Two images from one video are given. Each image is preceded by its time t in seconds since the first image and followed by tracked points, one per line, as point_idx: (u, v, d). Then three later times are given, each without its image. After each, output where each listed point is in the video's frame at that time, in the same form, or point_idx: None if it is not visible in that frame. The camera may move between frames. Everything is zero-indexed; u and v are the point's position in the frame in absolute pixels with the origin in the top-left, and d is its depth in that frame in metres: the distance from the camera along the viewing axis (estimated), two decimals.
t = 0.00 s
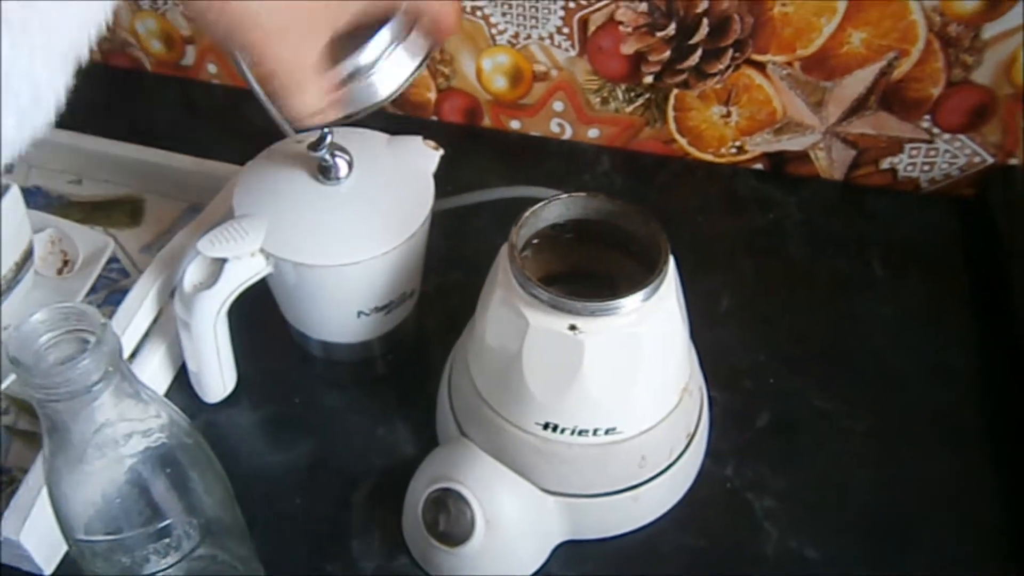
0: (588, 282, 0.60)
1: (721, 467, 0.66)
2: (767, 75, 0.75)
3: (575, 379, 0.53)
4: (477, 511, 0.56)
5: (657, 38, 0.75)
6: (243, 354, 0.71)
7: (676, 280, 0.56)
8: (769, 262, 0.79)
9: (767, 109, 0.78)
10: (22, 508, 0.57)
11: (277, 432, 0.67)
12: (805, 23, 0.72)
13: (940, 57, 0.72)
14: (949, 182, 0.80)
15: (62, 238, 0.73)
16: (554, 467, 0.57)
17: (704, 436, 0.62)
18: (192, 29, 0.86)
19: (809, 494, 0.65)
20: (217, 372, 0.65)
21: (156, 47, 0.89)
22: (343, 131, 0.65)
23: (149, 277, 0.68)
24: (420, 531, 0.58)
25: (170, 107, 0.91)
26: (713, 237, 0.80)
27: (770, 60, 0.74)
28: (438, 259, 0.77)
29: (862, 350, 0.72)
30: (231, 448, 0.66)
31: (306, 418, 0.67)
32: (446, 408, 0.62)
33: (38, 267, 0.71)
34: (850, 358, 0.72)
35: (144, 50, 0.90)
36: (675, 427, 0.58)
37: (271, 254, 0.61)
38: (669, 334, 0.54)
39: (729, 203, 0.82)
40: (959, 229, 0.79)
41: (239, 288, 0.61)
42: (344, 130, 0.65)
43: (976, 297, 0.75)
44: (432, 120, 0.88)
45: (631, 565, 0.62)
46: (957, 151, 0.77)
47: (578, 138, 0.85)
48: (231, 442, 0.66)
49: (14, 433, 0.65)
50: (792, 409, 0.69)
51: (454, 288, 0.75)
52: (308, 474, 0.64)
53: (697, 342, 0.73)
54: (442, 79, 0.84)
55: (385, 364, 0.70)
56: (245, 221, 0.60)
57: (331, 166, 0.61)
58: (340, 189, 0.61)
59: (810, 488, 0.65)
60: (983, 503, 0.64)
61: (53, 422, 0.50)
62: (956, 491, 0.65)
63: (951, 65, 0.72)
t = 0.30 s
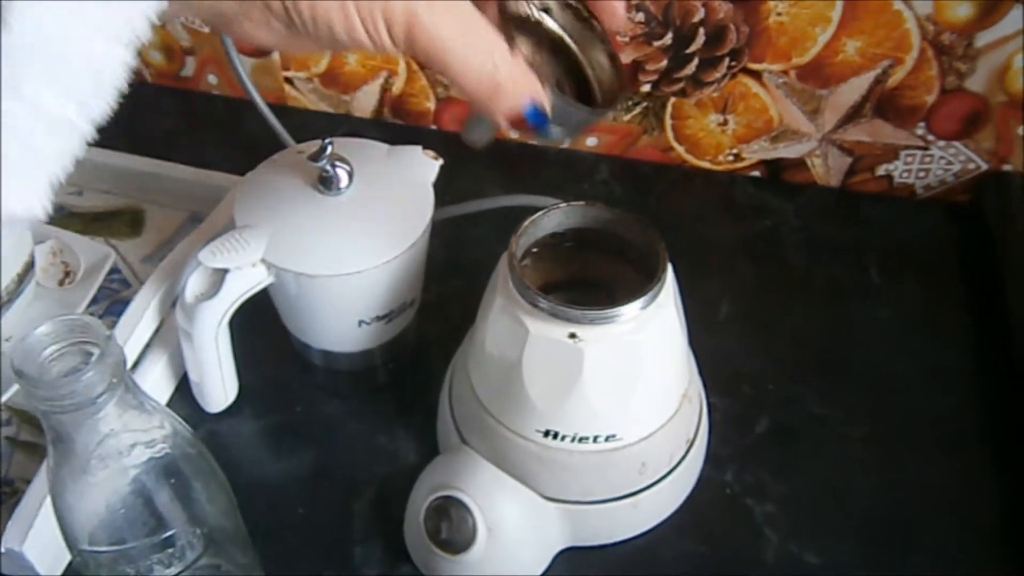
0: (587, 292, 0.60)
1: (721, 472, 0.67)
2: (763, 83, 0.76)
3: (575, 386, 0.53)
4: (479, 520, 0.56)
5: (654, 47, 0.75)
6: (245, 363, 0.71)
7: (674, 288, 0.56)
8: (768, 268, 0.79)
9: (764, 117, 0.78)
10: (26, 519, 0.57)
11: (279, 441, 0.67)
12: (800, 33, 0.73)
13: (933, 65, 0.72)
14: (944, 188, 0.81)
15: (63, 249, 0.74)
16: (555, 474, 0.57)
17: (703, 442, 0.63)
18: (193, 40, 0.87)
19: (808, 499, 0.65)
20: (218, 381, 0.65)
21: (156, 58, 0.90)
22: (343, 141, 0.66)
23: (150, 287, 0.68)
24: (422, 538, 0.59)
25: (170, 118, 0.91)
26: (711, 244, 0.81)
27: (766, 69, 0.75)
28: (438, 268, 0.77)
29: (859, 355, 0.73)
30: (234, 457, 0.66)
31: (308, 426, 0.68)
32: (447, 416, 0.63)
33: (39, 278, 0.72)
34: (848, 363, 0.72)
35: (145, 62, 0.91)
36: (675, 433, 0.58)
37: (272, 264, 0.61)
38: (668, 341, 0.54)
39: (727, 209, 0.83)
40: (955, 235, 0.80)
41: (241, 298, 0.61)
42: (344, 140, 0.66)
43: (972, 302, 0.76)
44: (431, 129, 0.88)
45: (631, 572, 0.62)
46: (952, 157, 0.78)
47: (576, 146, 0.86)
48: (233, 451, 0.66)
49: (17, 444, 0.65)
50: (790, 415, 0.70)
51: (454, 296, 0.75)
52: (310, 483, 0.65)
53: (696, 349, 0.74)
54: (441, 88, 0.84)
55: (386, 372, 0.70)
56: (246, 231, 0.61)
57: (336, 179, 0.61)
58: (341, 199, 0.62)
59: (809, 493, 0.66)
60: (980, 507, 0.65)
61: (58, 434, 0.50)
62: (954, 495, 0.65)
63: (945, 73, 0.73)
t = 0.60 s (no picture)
0: (580, 283, 0.60)
1: (713, 464, 0.67)
2: (752, 77, 0.76)
3: (567, 379, 0.53)
4: (473, 514, 0.56)
5: (642, 42, 0.75)
6: (236, 361, 0.71)
7: (665, 280, 0.57)
8: (758, 261, 0.79)
9: (752, 110, 0.78)
10: (18, 519, 0.57)
11: (271, 438, 0.67)
12: (788, 26, 0.73)
13: (921, 57, 0.73)
14: (933, 179, 0.81)
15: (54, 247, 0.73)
16: (548, 468, 0.57)
17: (695, 434, 0.63)
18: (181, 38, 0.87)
19: (799, 490, 0.66)
20: (210, 379, 0.65)
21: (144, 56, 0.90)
22: (334, 138, 0.65)
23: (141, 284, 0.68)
24: (415, 533, 0.59)
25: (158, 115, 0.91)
26: (701, 237, 0.81)
27: (754, 62, 0.75)
28: (428, 264, 0.77)
29: (850, 347, 0.73)
30: (226, 455, 0.66)
31: (300, 423, 0.68)
32: (439, 411, 0.63)
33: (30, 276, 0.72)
34: (838, 355, 0.73)
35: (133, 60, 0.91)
36: (667, 426, 0.58)
37: (263, 261, 0.61)
38: (660, 334, 0.54)
39: (717, 203, 0.83)
40: (943, 226, 0.80)
41: (232, 295, 0.61)
42: (334, 137, 0.66)
43: (961, 293, 0.76)
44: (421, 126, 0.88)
45: (625, 564, 0.62)
46: (940, 149, 0.78)
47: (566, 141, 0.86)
48: (226, 449, 0.66)
49: (8, 444, 0.65)
50: (782, 407, 0.70)
51: (445, 292, 0.75)
52: (303, 480, 0.65)
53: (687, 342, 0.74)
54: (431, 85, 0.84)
55: (378, 368, 0.70)
56: (236, 229, 0.60)
57: (330, 176, 0.61)
58: (331, 196, 0.62)
59: (800, 484, 0.66)
60: (970, 496, 0.65)
61: (48, 431, 0.50)
62: (944, 484, 0.66)
63: (932, 64, 0.73)
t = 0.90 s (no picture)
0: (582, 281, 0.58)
1: (711, 455, 0.67)
2: (750, 67, 0.76)
3: (565, 369, 0.53)
4: (472, 506, 0.56)
5: (639, 33, 0.75)
6: (234, 353, 0.71)
7: (663, 271, 0.56)
8: (756, 252, 0.79)
9: (750, 100, 0.78)
10: (17, 511, 0.57)
11: (269, 430, 0.67)
12: (786, 16, 0.72)
13: (919, 47, 0.72)
14: (931, 170, 0.81)
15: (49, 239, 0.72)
16: (546, 458, 0.57)
17: (693, 425, 0.63)
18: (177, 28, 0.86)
19: (797, 480, 0.66)
20: (208, 371, 0.65)
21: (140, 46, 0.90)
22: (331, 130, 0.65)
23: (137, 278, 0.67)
24: (414, 525, 0.59)
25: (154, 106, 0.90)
26: (698, 228, 0.81)
27: (752, 52, 0.75)
28: (426, 255, 0.77)
29: (848, 337, 0.73)
30: (224, 448, 0.66)
31: (298, 416, 0.68)
32: (437, 402, 0.63)
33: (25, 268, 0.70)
34: (836, 346, 0.73)
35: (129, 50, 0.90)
36: (665, 416, 0.58)
37: (260, 253, 0.61)
38: (657, 325, 0.54)
39: (715, 193, 0.83)
40: (941, 216, 0.80)
41: (229, 288, 0.61)
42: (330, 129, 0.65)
43: (959, 283, 0.76)
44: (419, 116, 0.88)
45: (623, 554, 0.63)
46: (938, 139, 0.78)
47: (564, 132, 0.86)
48: (224, 442, 0.66)
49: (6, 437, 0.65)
50: (780, 397, 0.70)
51: (443, 283, 0.75)
52: (301, 472, 0.65)
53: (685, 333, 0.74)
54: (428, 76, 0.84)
55: (375, 360, 0.70)
56: (233, 221, 0.60)
57: (326, 167, 0.60)
58: (328, 186, 0.61)
59: (798, 475, 0.66)
60: (968, 485, 0.65)
61: (46, 422, 0.50)
62: (943, 474, 0.66)
63: (930, 54, 0.73)
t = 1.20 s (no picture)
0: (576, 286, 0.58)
1: (712, 457, 0.67)
2: (748, 69, 0.76)
3: (565, 371, 0.53)
4: (473, 509, 0.56)
5: (638, 36, 0.76)
6: (235, 358, 0.71)
7: (662, 274, 0.57)
8: (756, 254, 0.79)
9: (749, 102, 0.78)
10: (19, 516, 0.57)
11: (270, 435, 0.67)
12: (784, 18, 0.73)
13: (918, 48, 0.73)
14: (930, 171, 0.81)
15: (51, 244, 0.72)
16: (547, 460, 0.57)
17: (694, 426, 0.63)
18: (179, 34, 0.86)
19: (798, 482, 0.66)
20: (209, 375, 0.65)
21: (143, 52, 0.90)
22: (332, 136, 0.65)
23: (138, 282, 0.68)
24: (415, 528, 0.59)
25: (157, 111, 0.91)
26: (699, 231, 0.81)
27: (751, 54, 0.75)
28: (427, 260, 0.77)
29: (849, 340, 0.73)
30: (225, 452, 0.66)
31: (299, 420, 0.68)
32: (438, 406, 0.63)
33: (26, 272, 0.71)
34: (837, 348, 0.73)
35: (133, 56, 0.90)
36: (666, 418, 0.58)
37: (260, 256, 0.61)
38: (657, 326, 0.54)
39: (715, 196, 0.83)
40: (942, 216, 0.80)
41: (230, 291, 0.62)
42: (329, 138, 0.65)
43: (960, 284, 0.76)
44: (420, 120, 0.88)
45: (624, 556, 0.63)
46: (937, 140, 0.78)
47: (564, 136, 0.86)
48: (225, 446, 0.66)
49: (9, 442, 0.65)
50: (781, 399, 0.70)
51: (444, 288, 0.75)
52: (302, 476, 0.65)
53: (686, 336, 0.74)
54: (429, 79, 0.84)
55: (377, 364, 0.70)
56: (235, 225, 0.61)
57: (327, 172, 0.60)
58: (328, 190, 0.61)
59: (799, 477, 0.66)
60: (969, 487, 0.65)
61: (46, 425, 0.50)
62: (944, 475, 0.66)
63: (928, 55, 0.73)
